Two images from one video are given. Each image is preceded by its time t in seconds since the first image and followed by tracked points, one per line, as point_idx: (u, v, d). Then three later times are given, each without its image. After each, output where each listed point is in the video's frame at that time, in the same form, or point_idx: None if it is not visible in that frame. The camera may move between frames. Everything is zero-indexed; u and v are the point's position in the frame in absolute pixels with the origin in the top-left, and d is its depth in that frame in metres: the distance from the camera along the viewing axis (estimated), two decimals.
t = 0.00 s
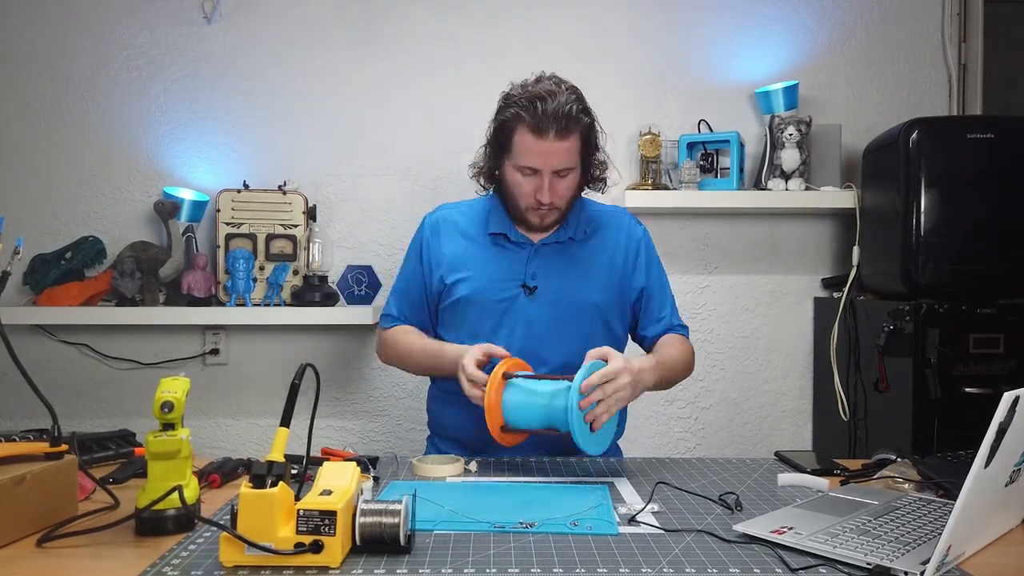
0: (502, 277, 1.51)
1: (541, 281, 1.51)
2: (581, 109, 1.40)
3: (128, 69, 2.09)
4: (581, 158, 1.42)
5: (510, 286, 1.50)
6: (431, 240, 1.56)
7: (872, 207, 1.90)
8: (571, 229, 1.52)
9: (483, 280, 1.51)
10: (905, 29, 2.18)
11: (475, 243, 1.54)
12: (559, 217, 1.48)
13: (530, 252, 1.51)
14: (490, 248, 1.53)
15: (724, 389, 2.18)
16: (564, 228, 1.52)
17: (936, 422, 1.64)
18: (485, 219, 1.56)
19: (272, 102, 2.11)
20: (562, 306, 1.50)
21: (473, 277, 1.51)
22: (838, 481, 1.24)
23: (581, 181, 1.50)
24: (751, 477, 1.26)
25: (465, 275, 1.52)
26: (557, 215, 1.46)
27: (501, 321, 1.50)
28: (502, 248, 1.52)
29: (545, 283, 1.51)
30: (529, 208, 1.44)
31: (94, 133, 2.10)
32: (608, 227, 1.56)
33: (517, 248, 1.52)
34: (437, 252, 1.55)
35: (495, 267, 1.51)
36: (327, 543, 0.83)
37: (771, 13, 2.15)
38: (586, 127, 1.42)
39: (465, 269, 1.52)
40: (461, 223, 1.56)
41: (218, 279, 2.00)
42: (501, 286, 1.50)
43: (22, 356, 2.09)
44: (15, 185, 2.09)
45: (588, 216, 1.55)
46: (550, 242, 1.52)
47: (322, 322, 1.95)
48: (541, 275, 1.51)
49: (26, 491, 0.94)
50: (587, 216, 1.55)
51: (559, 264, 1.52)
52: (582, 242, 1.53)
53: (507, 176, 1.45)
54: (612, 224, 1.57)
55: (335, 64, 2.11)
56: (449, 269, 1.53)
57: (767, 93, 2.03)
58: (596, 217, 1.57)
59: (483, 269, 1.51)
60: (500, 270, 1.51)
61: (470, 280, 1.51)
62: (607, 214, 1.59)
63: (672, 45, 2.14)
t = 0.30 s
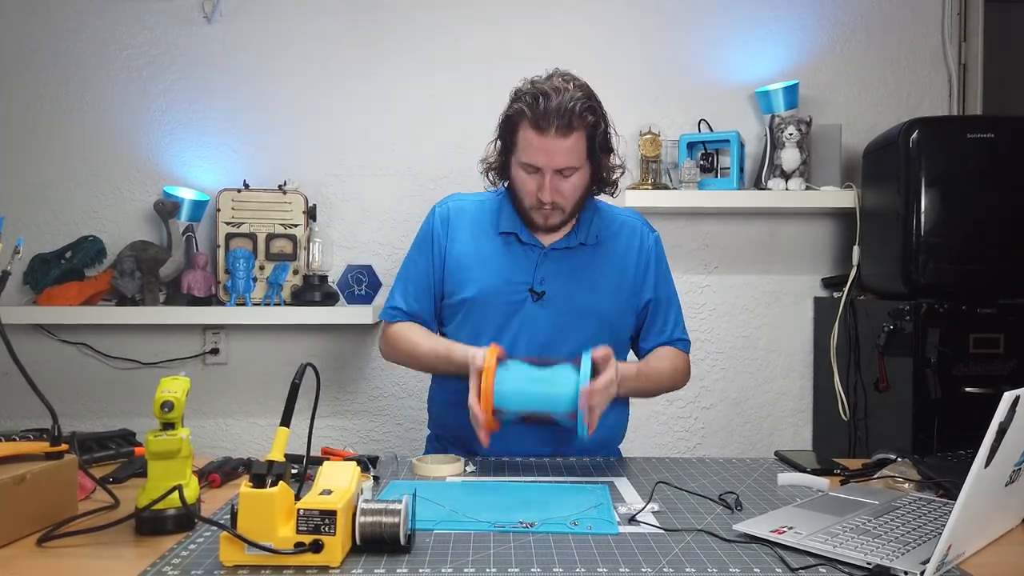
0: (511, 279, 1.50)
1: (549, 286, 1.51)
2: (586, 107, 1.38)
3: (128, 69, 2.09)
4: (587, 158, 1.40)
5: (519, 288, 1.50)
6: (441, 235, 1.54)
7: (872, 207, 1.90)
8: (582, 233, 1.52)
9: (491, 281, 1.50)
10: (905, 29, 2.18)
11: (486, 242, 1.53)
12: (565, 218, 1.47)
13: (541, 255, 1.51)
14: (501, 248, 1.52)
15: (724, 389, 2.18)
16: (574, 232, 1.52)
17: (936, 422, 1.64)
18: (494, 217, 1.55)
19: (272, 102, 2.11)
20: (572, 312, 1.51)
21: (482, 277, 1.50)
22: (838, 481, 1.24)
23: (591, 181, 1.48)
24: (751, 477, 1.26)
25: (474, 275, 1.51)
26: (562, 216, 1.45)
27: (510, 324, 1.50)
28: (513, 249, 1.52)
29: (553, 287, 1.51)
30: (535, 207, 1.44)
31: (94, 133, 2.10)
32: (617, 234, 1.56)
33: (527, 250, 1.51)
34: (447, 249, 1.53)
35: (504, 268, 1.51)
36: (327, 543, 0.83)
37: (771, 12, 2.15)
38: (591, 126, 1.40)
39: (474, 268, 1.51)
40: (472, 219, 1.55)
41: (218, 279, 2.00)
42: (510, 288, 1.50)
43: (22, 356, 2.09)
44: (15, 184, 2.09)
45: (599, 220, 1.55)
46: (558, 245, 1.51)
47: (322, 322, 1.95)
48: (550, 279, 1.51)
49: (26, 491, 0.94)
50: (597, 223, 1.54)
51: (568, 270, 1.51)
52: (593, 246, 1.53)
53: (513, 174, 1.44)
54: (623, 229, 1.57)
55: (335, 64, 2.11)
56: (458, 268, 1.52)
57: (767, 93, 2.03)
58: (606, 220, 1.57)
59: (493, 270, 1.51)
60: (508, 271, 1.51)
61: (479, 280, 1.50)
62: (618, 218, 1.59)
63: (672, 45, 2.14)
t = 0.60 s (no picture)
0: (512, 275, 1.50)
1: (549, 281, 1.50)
2: (598, 89, 1.47)
3: (128, 68, 2.09)
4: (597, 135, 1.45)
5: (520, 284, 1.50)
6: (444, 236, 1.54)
7: (872, 207, 1.90)
8: (586, 225, 1.53)
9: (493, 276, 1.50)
10: (905, 29, 2.18)
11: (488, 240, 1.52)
12: (574, 195, 1.48)
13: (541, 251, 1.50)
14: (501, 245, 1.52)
15: (724, 389, 2.18)
16: (578, 222, 1.53)
17: (936, 422, 1.64)
18: (501, 208, 1.56)
19: (272, 102, 2.11)
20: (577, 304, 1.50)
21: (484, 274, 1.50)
22: (838, 481, 1.24)
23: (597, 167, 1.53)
24: (751, 477, 1.26)
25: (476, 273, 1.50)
26: (571, 191, 1.46)
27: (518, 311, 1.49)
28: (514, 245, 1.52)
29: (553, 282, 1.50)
30: (545, 179, 1.45)
31: (93, 133, 2.10)
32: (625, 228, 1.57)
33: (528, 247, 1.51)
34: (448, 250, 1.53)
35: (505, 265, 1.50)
36: (327, 543, 0.83)
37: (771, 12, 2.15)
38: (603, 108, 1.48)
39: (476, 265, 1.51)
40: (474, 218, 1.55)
41: (218, 279, 2.00)
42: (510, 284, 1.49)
43: (22, 356, 2.09)
44: (14, 184, 2.09)
45: (600, 218, 1.56)
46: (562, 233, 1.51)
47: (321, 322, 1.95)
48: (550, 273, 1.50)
49: (26, 491, 0.94)
50: (602, 218, 1.56)
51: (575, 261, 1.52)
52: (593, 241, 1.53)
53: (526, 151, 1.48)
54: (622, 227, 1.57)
55: (335, 64, 2.11)
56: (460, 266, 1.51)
57: (767, 93, 2.03)
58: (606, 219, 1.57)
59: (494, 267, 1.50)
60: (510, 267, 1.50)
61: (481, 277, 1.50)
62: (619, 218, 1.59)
63: (672, 45, 2.14)
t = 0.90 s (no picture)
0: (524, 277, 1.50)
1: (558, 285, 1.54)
2: (486, 86, 1.46)
3: (128, 68, 2.09)
4: (488, 133, 1.45)
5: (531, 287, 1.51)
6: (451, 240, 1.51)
7: (872, 207, 1.90)
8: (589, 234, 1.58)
9: (505, 278, 1.49)
10: (905, 29, 2.18)
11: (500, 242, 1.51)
12: (472, 196, 1.47)
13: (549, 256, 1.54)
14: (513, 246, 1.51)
15: (724, 389, 2.18)
16: (485, 220, 1.52)
17: (936, 422, 1.65)
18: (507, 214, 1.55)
19: (272, 102, 2.11)
20: (520, 306, 1.49)
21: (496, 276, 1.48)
22: (838, 481, 1.24)
23: (495, 166, 1.52)
24: (751, 477, 1.26)
25: (487, 274, 1.48)
26: (468, 192, 1.46)
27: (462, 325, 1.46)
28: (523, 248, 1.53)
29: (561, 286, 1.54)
30: (438, 184, 1.45)
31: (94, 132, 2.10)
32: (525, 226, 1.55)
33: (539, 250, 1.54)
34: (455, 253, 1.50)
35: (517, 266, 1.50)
36: (327, 543, 0.83)
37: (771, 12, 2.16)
38: (495, 103, 1.47)
39: (489, 268, 1.48)
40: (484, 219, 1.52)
41: (218, 279, 2.00)
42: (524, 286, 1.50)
43: (22, 356, 2.09)
44: (15, 184, 2.09)
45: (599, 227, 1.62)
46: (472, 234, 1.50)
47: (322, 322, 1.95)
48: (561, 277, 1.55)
49: (26, 490, 0.94)
50: (502, 216, 1.54)
51: (516, 264, 1.50)
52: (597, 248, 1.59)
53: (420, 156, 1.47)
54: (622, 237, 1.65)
55: (335, 64, 2.11)
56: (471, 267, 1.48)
57: (767, 93, 2.03)
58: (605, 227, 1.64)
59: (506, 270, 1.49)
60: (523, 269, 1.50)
61: (493, 279, 1.48)
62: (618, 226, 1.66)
63: (671, 45, 2.14)
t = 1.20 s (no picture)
0: (515, 272, 1.51)
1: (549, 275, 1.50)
2: (570, 95, 1.47)
3: (128, 68, 2.09)
4: (568, 140, 1.45)
5: (522, 281, 1.50)
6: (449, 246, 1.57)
7: (872, 207, 1.90)
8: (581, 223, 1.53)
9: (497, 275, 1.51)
10: (904, 28, 2.18)
11: (493, 242, 1.55)
12: (544, 200, 1.49)
13: (541, 248, 1.52)
14: (505, 244, 1.54)
15: (724, 389, 2.18)
16: (574, 223, 1.54)
17: (936, 422, 1.64)
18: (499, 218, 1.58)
19: (272, 102, 2.11)
20: (514, 300, 1.50)
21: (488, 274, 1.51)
22: (838, 481, 1.24)
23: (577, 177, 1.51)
24: (752, 477, 1.26)
25: (480, 272, 1.52)
26: (539, 196, 1.48)
27: (517, 313, 1.50)
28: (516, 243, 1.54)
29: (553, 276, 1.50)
30: (514, 182, 1.48)
31: (93, 132, 2.09)
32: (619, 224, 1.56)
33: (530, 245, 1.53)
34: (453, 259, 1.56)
35: (507, 262, 1.52)
36: (327, 543, 0.83)
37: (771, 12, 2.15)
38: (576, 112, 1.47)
39: (481, 266, 1.52)
40: (479, 224, 1.58)
41: (218, 278, 2.00)
42: (514, 280, 1.50)
43: (22, 356, 2.09)
44: (14, 184, 2.09)
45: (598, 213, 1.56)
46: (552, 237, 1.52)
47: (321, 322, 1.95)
48: (551, 268, 1.51)
49: (25, 491, 0.94)
50: (597, 215, 1.56)
51: (567, 258, 1.51)
52: (593, 235, 1.54)
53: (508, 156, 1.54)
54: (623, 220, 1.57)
55: (334, 64, 2.11)
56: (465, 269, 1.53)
57: (767, 93, 2.03)
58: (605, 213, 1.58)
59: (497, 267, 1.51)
60: (514, 264, 1.51)
61: (485, 277, 1.51)
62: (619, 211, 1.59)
63: (671, 45, 2.14)
